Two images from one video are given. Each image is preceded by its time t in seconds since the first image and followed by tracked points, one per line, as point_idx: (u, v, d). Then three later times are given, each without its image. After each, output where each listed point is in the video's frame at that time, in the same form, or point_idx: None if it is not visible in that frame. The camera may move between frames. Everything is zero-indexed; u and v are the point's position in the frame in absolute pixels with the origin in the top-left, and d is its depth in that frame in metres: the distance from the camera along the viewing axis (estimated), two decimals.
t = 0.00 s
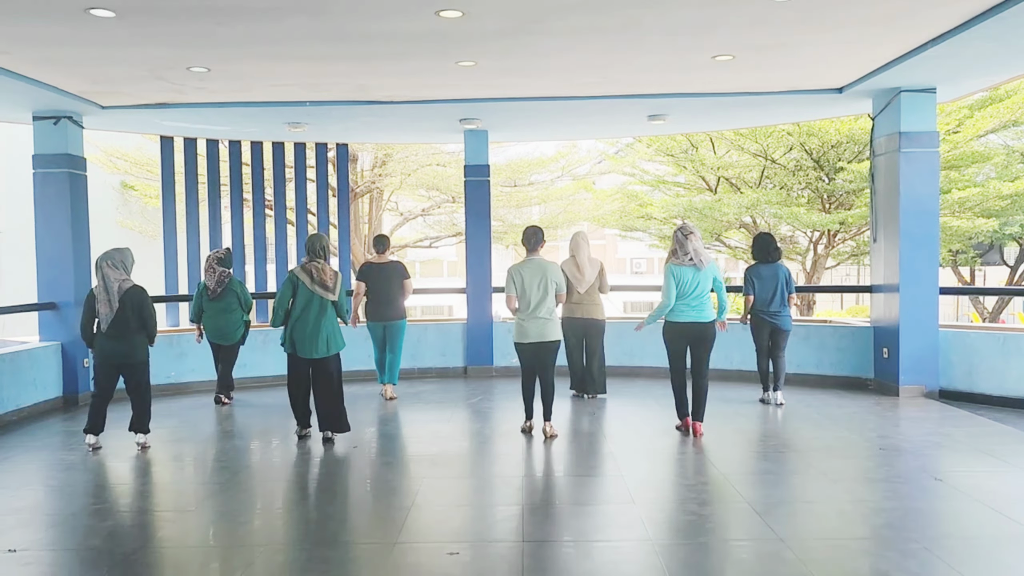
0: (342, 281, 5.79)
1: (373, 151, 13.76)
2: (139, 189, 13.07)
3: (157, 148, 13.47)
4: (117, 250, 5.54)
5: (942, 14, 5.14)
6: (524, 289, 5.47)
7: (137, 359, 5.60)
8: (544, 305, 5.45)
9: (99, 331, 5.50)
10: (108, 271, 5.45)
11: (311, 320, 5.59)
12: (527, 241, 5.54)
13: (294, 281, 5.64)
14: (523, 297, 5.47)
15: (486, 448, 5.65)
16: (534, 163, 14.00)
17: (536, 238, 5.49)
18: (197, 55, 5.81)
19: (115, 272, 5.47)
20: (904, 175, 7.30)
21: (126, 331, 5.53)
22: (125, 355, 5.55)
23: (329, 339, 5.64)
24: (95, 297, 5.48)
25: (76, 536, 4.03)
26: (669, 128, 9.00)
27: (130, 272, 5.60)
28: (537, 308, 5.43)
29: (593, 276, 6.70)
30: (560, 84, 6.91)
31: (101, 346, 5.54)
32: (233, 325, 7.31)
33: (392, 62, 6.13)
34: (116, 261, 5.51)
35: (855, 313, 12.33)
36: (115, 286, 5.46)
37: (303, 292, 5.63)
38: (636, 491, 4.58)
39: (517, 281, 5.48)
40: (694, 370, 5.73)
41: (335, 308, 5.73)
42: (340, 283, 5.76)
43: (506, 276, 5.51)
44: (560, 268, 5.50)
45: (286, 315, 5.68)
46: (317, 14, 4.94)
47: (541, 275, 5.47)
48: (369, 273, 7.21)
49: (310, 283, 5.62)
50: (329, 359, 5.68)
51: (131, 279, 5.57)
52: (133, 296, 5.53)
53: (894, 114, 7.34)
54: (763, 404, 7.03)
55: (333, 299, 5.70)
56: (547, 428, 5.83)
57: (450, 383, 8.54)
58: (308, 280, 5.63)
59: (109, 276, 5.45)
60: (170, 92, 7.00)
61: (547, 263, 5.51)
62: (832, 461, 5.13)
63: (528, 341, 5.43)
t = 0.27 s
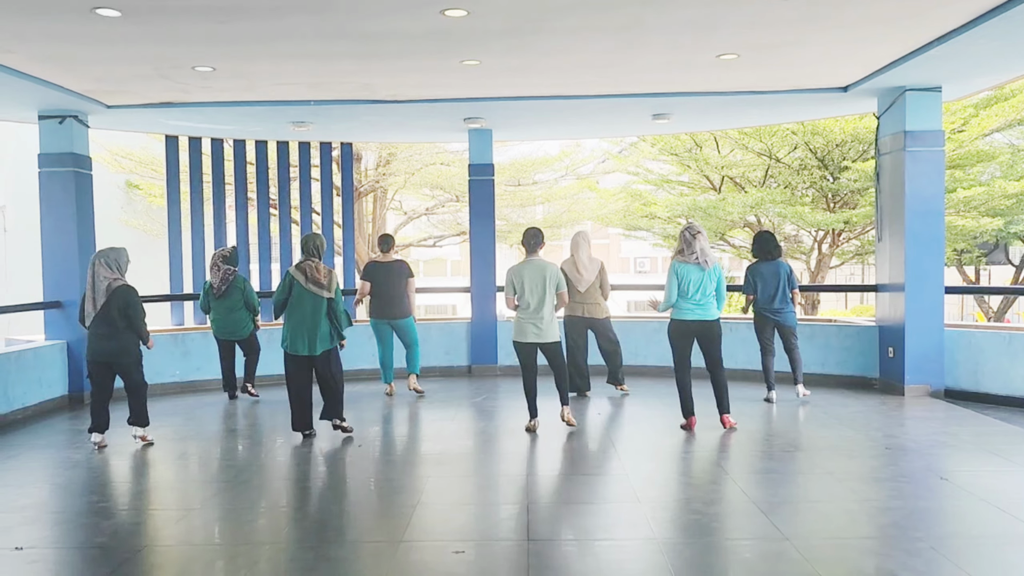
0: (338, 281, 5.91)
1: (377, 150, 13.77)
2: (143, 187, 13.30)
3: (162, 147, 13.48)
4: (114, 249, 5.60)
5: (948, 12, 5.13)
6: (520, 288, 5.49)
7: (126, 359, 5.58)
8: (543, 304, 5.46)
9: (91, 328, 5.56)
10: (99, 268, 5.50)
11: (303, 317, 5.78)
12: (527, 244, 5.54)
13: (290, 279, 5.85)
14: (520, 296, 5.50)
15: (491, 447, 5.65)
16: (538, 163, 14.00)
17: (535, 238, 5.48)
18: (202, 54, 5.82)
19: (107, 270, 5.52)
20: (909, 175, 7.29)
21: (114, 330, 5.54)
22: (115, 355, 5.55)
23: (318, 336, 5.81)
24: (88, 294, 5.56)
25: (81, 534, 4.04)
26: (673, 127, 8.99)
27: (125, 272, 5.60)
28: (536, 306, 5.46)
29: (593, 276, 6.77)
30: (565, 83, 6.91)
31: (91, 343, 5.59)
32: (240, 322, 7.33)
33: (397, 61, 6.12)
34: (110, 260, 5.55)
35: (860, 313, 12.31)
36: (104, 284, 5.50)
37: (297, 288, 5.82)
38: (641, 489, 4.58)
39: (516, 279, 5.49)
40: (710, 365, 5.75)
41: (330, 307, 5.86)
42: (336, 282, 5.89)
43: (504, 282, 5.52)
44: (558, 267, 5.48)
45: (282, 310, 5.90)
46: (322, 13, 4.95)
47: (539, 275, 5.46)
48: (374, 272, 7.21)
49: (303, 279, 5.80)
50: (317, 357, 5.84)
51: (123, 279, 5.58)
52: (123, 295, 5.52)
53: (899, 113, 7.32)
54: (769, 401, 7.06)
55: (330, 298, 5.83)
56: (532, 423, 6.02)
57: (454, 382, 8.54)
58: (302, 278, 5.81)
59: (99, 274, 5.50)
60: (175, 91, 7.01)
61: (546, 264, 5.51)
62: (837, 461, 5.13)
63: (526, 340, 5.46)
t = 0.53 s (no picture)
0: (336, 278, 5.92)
1: (380, 149, 13.78)
2: (148, 186, 13.05)
3: (166, 146, 13.50)
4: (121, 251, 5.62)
5: (953, 11, 5.12)
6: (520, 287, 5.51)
7: (130, 361, 5.60)
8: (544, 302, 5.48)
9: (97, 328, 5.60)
10: (106, 270, 5.51)
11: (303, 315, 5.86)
12: (530, 242, 5.54)
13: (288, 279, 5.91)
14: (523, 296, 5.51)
15: (495, 446, 5.66)
16: (542, 162, 14.01)
17: (537, 238, 5.48)
18: (207, 53, 5.82)
19: (114, 272, 5.53)
20: (914, 174, 7.28)
21: (118, 332, 5.55)
22: (119, 357, 5.57)
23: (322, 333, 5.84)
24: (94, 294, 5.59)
25: (87, 532, 4.05)
26: (677, 126, 8.98)
27: (131, 274, 5.61)
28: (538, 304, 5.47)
29: (595, 275, 6.74)
30: (569, 82, 6.91)
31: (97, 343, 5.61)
32: (245, 322, 7.39)
33: (401, 60, 6.14)
34: (117, 262, 5.56)
35: (863, 312, 12.30)
36: (110, 285, 5.52)
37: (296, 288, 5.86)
38: (645, 488, 4.58)
39: (517, 279, 5.51)
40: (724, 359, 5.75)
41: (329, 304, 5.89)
42: (334, 280, 5.90)
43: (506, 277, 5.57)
44: (557, 267, 5.46)
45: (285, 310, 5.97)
46: (327, 12, 4.95)
47: (539, 276, 5.47)
48: (379, 271, 7.21)
49: (301, 278, 5.84)
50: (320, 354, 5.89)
51: (129, 281, 5.60)
52: (127, 298, 5.52)
53: (904, 112, 7.31)
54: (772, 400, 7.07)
55: (326, 295, 5.85)
56: (534, 421, 6.05)
57: (458, 381, 8.55)
58: (301, 277, 5.84)
59: (106, 275, 5.52)
60: (180, 90, 7.02)
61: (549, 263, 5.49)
62: (841, 460, 5.12)
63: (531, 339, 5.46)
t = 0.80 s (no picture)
0: (334, 276, 5.93)
1: (383, 149, 13.79)
2: (151, 186, 13.04)
3: (168, 145, 13.51)
4: (117, 249, 5.63)
5: (955, 11, 5.13)
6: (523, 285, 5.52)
7: (129, 359, 5.62)
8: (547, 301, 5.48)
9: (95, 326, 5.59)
10: (103, 267, 5.53)
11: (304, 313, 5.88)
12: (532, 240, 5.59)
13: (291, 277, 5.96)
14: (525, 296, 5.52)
15: (496, 445, 5.66)
16: (544, 162, 14.01)
17: (540, 237, 5.54)
18: (210, 52, 5.84)
19: (111, 269, 5.55)
20: (916, 174, 7.28)
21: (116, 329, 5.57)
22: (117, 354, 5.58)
23: (320, 333, 5.87)
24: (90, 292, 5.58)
25: (90, 530, 4.06)
26: (679, 126, 8.98)
27: (127, 271, 5.64)
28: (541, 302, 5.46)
29: (595, 275, 6.74)
30: (571, 81, 6.92)
31: (95, 341, 5.61)
32: (247, 321, 7.39)
33: (403, 59, 6.15)
34: (114, 259, 5.57)
35: (865, 313, 12.30)
36: (107, 283, 5.53)
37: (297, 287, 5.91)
38: (646, 488, 4.58)
39: (519, 278, 5.54)
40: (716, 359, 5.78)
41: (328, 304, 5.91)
42: (332, 277, 5.91)
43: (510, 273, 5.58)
44: (561, 266, 5.48)
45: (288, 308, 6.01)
46: (330, 12, 4.96)
47: (542, 275, 5.48)
48: (384, 270, 7.23)
49: (301, 277, 5.89)
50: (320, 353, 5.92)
51: (126, 278, 5.61)
52: (125, 295, 5.54)
53: (906, 112, 7.31)
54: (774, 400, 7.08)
55: (326, 294, 5.86)
56: (536, 420, 6.07)
57: (459, 381, 8.56)
58: (300, 275, 5.89)
59: (104, 272, 5.53)
60: (183, 89, 7.03)
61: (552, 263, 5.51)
62: (843, 460, 5.13)
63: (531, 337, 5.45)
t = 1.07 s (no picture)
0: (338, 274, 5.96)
1: (384, 149, 13.80)
2: (152, 185, 13.10)
3: (170, 145, 13.53)
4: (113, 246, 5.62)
5: (956, 12, 5.13)
6: (530, 284, 5.51)
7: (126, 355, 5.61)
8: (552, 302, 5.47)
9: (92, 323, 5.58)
10: (100, 263, 5.52)
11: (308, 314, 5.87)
12: (540, 240, 5.56)
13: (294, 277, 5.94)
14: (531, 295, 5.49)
15: (496, 445, 5.66)
16: (545, 162, 14.03)
17: (546, 236, 5.52)
18: (212, 52, 5.85)
19: (108, 265, 5.54)
20: (917, 175, 7.27)
21: (114, 326, 5.56)
22: (114, 351, 5.57)
23: (327, 332, 5.88)
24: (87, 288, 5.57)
25: (90, 529, 4.07)
26: (680, 126, 8.98)
27: (124, 267, 5.64)
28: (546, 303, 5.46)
29: (602, 277, 6.78)
30: (572, 82, 6.92)
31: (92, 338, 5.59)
32: (247, 321, 7.36)
33: (405, 59, 6.15)
34: (110, 255, 5.57)
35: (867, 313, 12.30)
36: (104, 278, 5.52)
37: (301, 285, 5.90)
38: (647, 488, 4.58)
39: (525, 276, 5.53)
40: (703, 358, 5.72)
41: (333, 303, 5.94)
42: (337, 276, 5.94)
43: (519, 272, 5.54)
44: (569, 267, 5.50)
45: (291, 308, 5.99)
46: (331, 12, 4.97)
47: (548, 275, 5.48)
48: (387, 269, 7.23)
49: (305, 276, 5.88)
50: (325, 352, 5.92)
51: (122, 275, 5.61)
52: (122, 290, 5.55)
53: (907, 113, 7.31)
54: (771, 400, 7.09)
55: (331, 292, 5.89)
56: (545, 421, 5.99)
57: (459, 380, 8.56)
58: (305, 274, 5.89)
59: (101, 268, 5.52)
60: (184, 89, 7.04)
61: (558, 264, 5.53)
62: (843, 461, 5.13)
63: (535, 337, 5.45)
